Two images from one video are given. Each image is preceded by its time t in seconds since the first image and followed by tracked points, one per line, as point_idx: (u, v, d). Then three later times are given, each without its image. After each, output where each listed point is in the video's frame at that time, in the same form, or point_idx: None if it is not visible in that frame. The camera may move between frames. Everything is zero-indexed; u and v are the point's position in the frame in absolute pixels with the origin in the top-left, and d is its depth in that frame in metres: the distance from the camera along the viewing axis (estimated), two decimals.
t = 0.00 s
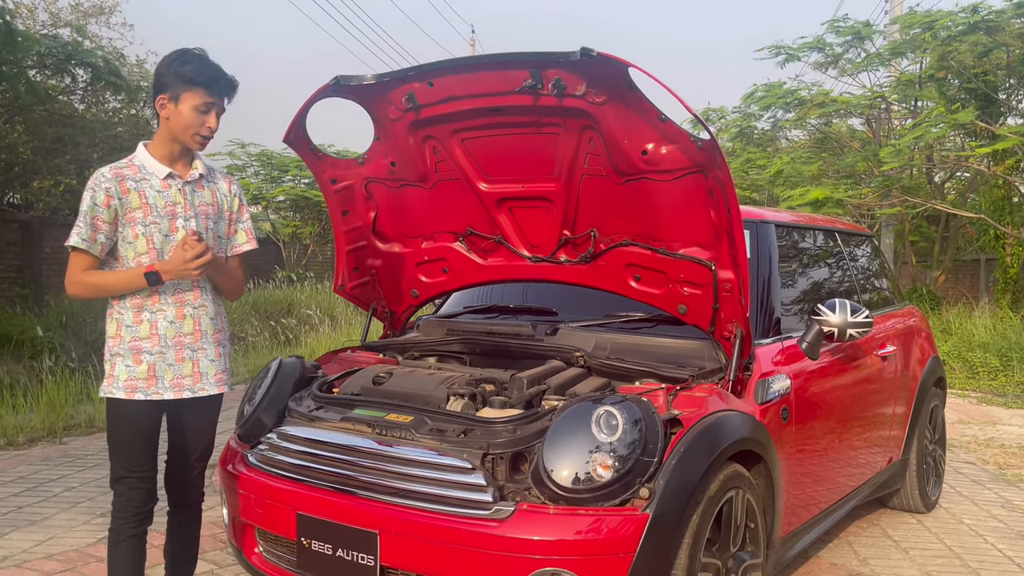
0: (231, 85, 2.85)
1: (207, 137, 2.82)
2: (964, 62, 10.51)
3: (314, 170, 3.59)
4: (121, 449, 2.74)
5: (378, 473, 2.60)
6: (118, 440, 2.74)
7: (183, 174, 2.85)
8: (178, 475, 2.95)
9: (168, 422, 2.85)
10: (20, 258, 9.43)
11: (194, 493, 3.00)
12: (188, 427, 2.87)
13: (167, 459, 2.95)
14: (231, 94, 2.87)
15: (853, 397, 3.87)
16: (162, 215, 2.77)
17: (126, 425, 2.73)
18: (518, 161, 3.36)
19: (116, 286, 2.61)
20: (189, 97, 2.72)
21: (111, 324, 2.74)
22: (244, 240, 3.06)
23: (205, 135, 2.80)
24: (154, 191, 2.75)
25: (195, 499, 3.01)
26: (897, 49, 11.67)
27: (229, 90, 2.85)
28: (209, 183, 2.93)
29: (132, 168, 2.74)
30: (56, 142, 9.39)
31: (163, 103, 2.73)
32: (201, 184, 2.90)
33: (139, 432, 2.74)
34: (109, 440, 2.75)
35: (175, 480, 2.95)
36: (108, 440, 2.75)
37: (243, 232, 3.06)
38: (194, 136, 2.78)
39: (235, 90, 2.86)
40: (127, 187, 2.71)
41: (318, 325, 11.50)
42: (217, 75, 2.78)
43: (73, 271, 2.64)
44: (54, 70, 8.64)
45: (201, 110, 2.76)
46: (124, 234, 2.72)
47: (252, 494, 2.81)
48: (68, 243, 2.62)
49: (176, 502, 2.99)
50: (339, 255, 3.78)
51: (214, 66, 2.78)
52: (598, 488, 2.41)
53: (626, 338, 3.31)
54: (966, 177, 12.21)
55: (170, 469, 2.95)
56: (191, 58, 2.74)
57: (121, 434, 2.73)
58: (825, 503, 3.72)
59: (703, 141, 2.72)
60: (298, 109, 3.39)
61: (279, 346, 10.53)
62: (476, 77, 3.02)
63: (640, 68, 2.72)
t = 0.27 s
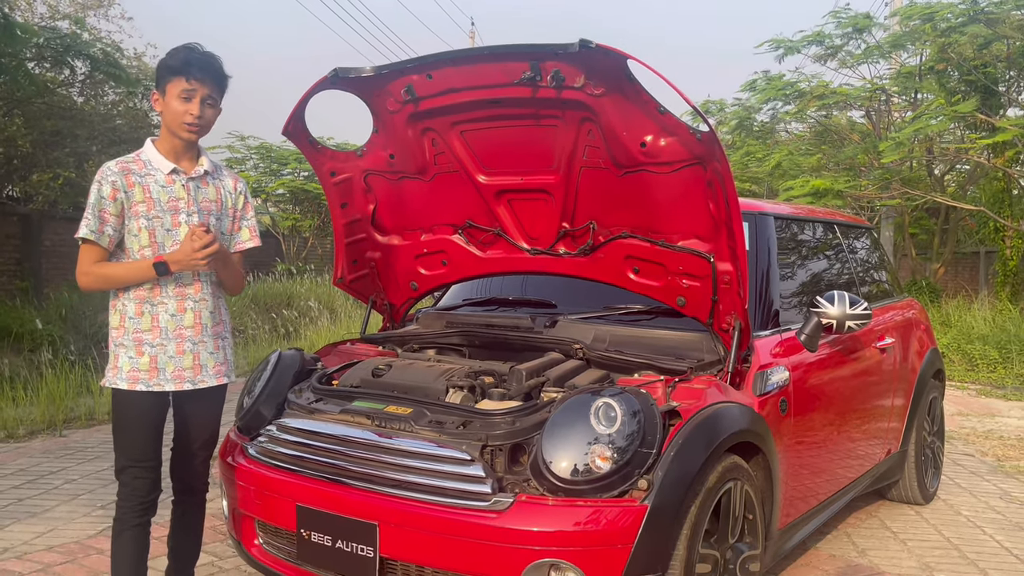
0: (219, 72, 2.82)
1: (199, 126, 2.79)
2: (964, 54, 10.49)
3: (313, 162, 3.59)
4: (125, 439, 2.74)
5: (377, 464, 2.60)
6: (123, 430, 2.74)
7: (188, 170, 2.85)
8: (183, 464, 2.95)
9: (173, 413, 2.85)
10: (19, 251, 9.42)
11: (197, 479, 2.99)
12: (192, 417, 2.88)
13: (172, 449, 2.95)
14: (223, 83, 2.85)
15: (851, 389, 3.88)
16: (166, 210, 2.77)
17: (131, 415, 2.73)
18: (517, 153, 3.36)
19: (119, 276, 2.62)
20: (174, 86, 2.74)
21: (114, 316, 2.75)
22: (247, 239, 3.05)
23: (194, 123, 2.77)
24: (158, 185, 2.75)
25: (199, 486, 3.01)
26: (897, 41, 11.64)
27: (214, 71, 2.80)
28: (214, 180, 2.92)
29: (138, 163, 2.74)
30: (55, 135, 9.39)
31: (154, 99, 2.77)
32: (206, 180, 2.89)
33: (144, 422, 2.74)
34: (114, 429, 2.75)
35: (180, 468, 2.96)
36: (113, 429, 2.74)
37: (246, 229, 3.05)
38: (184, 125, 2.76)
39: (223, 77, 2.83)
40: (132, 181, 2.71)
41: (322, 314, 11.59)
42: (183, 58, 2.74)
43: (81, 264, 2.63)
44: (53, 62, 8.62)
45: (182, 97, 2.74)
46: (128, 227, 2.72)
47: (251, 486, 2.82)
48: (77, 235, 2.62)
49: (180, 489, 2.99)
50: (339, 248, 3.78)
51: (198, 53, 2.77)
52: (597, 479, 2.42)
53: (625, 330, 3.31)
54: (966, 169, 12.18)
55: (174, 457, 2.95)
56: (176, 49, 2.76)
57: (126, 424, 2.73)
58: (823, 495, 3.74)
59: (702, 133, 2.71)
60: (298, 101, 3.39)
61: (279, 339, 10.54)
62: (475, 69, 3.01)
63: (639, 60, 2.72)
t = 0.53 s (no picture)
0: (213, 71, 2.80)
1: (193, 126, 2.78)
2: (964, 49, 10.47)
3: (311, 158, 3.58)
4: (128, 432, 2.75)
5: (376, 460, 2.61)
6: (125, 423, 2.75)
7: (187, 171, 2.83)
8: (184, 459, 2.95)
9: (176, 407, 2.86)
10: (18, 247, 9.40)
11: (199, 474, 2.97)
12: (193, 411, 2.88)
13: (174, 443, 2.95)
14: (218, 82, 2.83)
15: (850, 384, 3.88)
16: (162, 211, 2.76)
17: (132, 410, 2.74)
18: (515, 148, 3.36)
19: (115, 274, 2.63)
20: (168, 86, 2.74)
21: (117, 313, 2.77)
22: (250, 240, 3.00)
23: (188, 122, 2.76)
24: (156, 186, 2.75)
25: (200, 481, 3.00)
26: (896, 36, 11.62)
27: (204, 68, 2.78)
28: (214, 180, 2.91)
29: (138, 164, 2.75)
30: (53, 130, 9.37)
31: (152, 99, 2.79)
32: (204, 181, 2.87)
33: (146, 416, 2.75)
34: (116, 423, 2.76)
35: (181, 462, 2.96)
36: (116, 423, 2.75)
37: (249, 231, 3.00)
38: (178, 125, 2.76)
39: (219, 76, 2.82)
40: (130, 181, 2.72)
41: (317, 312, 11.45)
42: (172, 59, 2.74)
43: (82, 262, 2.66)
44: (51, 58, 8.59)
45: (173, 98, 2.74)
46: (126, 227, 2.73)
47: (250, 481, 2.82)
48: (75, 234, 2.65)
49: (182, 483, 2.98)
50: (337, 244, 3.78)
51: (194, 54, 2.78)
52: (595, 474, 2.42)
53: (623, 325, 3.31)
54: (965, 164, 12.15)
55: (177, 452, 2.95)
56: (175, 49, 2.77)
57: (128, 418, 2.74)
58: (822, 490, 3.74)
59: (700, 129, 2.71)
60: (295, 97, 3.38)
61: (278, 335, 10.54)
62: (473, 64, 3.01)
63: (637, 55, 2.71)
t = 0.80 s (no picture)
0: (208, 70, 2.78)
1: (190, 125, 2.76)
2: (963, 46, 10.46)
3: (311, 156, 3.58)
4: (128, 428, 2.75)
5: (375, 459, 2.60)
6: (126, 420, 2.75)
7: (186, 172, 2.83)
8: (184, 457, 2.95)
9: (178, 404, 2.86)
10: (17, 246, 9.38)
11: (200, 472, 2.96)
12: (194, 409, 2.88)
13: (175, 440, 2.95)
14: (214, 81, 2.81)
15: (851, 381, 3.88)
16: (160, 211, 2.76)
17: (133, 407, 2.74)
18: (515, 146, 3.35)
19: (112, 272, 2.63)
20: (164, 87, 2.72)
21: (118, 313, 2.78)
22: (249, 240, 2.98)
23: (185, 122, 2.75)
24: (154, 186, 2.75)
25: (201, 479, 2.99)
26: (895, 33, 11.62)
27: (199, 67, 2.75)
28: (213, 181, 2.90)
29: (137, 166, 2.75)
30: (52, 129, 9.36)
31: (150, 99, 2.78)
32: (204, 182, 2.87)
33: (147, 413, 2.74)
34: (117, 420, 2.76)
35: (182, 460, 2.95)
36: (117, 420, 2.75)
37: (249, 231, 2.98)
38: (174, 126, 2.75)
39: (214, 75, 2.79)
40: (129, 182, 2.72)
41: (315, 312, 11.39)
42: (167, 59, 2.72)
43: (81, 262, 2.67)
44: (50, 56, 8.58)
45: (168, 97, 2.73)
46: (126, 227, 2.73)
47: (250, 480, 2.82)
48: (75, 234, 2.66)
49: (183, 481, 2.97)
50: (336, 242, 3.78)
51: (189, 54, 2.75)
52: (595, 473, 2.42)
53: (624, 324, 3.31)
54: (965, 161, 12.13)
55: (178, 448, 2.95)
56: (172, 49, 2.76)
57: (129, 414, 2.74)
58: (822, 488, 3.74)
59: (700, 127, 2.70)
60: (295, 95, 3.37)
61: (278, 333, 10.54)
62: (473, 62, 3.00)
63: (637, 53, 2.71)
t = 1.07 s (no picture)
0: (200, 67, 2.76)
1: (186, 123, 2.75)
2: (962, 46, 10.46)
3: (310, 157, 3.58)
4: (128, 428, 2.74)
5: (375, 459, 2.60)
6: (126, 419, 2.74)
7: (184, 172, 2.83)
8: (184, 457, 2.94)
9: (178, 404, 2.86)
10: (16, 245, 9.37)
11: (199, 472, 2.96)
12: (194, 408, 2.87)
13: (175, 440, 2.95)
14: (206, 78, 2.80)
15: (850, 381, 3.88)
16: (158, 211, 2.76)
17: (133, 407, 2.74)
18: (515, 146, 3.35)
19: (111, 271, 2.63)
20: (157, 86, 2.71)
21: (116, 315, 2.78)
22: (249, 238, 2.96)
23: (180, 120, 2.74)
24: (152, 187, 2.75)
25: (200, 480, 2.98)
26: (894, 33, 11.62)
27: (190, 64, 2.73)
28: (212, 181, 2.89)
29: (136, 166, 2.76)
30: (51, 128, 9.35)
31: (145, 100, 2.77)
32: (202, 182, 2.86)
33: (147, 412, 2.74)
34: (117, 419, 2.76)
35: (181, 460, 2.95)
36: (117, 419, 2.75)
37: (248, 229, 2.97)
38: (170, 125, 2.73)
39: (207, 72, 2.78)
40: (127, 182, 2.72)
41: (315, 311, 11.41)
42: (159, 59, 2.72)
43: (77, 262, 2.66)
44: (49, 56, 8.58)
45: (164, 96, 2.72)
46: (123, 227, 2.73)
47: (249, 481, 2.82)
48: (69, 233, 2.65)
49: (182, 481, 2.97)
50: (335, 242, 3.77)
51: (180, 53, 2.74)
52: (594, 474, 2.42)
53: (623, 324, 3.31)
54: (964, 161, 12.12)
55: (177, 448, 2.95)
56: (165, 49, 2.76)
57: (128, 413, 2.74)
58: (821, 488, 3.74)
59: (700, 127, 2.70)
60: (294, 95, 3.37)
61: (277, 333, 10.53)
62: (472, 62, 3.00)
63: (637, 53, 2.71)
